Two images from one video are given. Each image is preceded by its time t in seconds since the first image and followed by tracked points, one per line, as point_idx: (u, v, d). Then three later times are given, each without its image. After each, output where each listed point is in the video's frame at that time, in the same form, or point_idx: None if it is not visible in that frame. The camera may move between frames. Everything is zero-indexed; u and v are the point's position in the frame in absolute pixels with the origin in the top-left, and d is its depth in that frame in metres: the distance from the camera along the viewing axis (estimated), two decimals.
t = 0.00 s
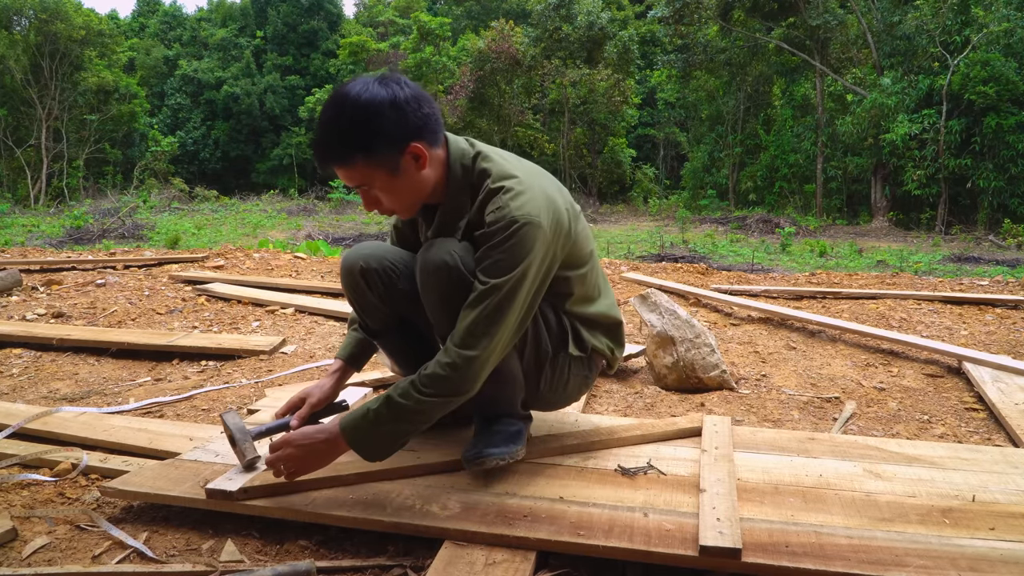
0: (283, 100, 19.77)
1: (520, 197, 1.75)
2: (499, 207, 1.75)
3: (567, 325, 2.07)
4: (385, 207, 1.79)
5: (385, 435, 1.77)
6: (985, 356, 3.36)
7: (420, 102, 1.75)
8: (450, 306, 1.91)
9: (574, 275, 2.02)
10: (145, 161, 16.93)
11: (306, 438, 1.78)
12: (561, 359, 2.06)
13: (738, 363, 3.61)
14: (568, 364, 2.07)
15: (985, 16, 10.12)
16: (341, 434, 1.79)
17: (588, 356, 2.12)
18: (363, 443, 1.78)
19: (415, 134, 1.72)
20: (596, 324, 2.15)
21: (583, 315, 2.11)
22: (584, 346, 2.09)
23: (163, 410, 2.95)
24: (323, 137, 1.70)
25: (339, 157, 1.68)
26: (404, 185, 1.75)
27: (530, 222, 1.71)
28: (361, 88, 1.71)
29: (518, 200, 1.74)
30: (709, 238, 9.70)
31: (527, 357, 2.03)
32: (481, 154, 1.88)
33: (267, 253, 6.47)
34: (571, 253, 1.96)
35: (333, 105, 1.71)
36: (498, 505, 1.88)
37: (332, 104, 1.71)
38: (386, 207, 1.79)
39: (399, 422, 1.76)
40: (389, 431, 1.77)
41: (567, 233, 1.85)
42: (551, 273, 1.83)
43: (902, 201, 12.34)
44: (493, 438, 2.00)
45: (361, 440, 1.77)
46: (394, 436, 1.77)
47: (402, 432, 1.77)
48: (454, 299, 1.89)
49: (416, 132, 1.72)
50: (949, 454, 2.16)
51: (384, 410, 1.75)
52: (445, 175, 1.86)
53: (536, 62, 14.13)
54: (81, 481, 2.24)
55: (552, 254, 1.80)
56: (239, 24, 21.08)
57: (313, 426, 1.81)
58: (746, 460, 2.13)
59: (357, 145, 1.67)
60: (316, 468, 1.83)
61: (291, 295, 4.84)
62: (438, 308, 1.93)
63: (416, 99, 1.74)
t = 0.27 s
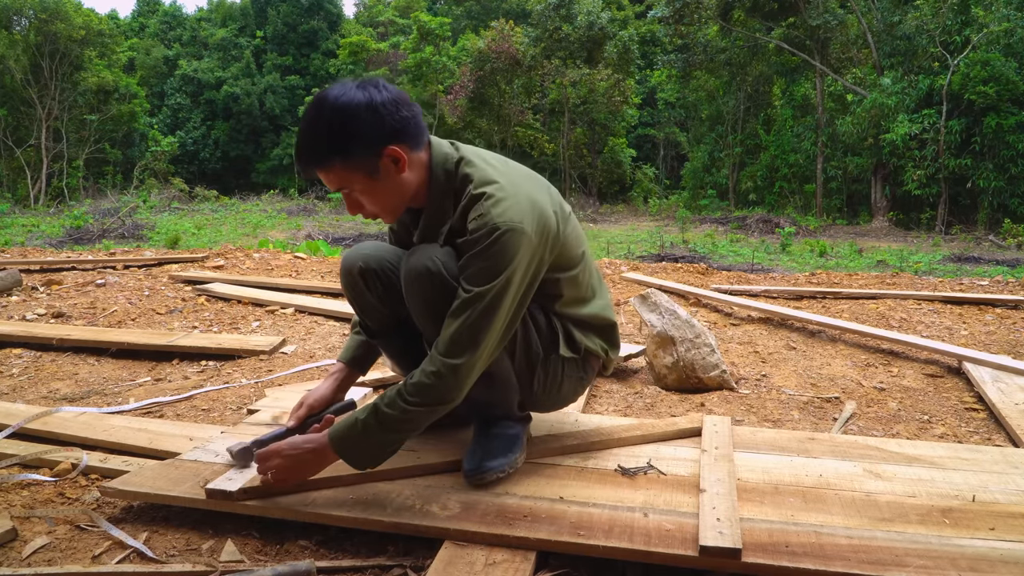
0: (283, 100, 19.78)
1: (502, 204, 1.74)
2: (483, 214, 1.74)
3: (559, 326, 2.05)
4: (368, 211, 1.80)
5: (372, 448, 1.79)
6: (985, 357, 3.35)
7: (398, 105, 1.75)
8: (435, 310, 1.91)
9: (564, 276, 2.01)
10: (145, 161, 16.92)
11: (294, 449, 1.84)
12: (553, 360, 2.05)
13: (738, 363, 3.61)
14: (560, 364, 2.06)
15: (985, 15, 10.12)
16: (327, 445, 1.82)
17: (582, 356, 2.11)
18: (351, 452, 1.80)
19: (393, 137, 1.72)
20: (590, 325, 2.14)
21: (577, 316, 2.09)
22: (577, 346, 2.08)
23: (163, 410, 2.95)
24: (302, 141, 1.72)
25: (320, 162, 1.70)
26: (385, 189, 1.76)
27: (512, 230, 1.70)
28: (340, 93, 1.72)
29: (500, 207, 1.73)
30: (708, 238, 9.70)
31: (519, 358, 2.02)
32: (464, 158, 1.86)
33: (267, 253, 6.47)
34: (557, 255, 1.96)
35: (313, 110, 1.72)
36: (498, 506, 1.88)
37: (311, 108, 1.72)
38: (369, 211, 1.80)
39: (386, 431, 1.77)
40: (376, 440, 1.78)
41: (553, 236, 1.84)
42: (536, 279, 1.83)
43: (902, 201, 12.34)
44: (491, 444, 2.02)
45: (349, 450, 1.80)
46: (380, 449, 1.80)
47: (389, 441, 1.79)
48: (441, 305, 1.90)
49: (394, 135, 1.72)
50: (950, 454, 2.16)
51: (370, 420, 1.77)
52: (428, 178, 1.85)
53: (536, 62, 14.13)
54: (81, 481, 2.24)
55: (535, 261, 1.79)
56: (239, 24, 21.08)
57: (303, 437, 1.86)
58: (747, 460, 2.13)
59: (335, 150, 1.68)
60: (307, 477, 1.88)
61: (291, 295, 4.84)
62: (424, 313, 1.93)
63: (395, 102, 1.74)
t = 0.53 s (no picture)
0: (283, 100, 19.78)
1: (481, 207, 1.72)
2: (463, 218, 1.73)
3: (551, 323, 2.05)
4: (350, 223, 1.81)
5: (369, 456, 1.81)
6: (985, 357, 3.35)
7: (365, 115, 1.75)
8: (425, 314, 1.91)
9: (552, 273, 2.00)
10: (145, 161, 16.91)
11: (291, 457, 1.86)
12: (546, 357, 2.05)
13: (738, 363, 3.61)
14: (553, 361, 2.06)
15: (985, 15, 10.12)
16: (323, 454, 1.85)
17: (575, 352, 2.10)
18: (350, 460, 1.82)
19: (360, 148, 1.71)
20: (583, 319, 2.13)
21: (569, 311, 2.08)
22: (570, 341, 2.08)
23: (163, 411, 2.96)
24: (275, 160, 1.74)
25: (293, 179, 1.72)
26: (362, 199, 1.76)
27: (492, 233, 1.68)
28: (308, 108, 1.73)
29: (479, 210, 1.72)
30: (708, 238, 9.70)
31: (512, 357, 2.02)
32: (441, 164, 1.85)
33: (267, 253, 6.47)
34: (543, 253, 1.94)
35: (283, 128, 1.73)
36: (497, 506, 1.88)
37: (281, 125, 1.73)
38: (351, 223, 1.82)
39: (382, 440, 1.78)
40: (373, 449, 1.80)
41: (537, 235, 1.82)
42: (524, 280, 1.81)
43: (903, 201, 12.33)
44: (490, 446, 2.03)
45: (346, 458, 1.82)
46: (378, 456, 1.81)
47: (386, 448, 1.80)
48: (432, 310, 1.90)
49: (364, 145, 1.72)
50: (950, 454, 2.16)
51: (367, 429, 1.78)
52: (405, 184, 1.84)
53: (536, 62, 14.13)
54: (81, 481, 2.24)
55: (520, 262, 1.77)
56: (239, 24, 21.09)
57: (298, 447, 1.88)
58: (746, 460, 2.13)
59: (307, 165, 1.69)
60: (303, 484, 1.93)
61: (291, 295, 4.84)
62: (413, 317, 1.93)
63: (362, 113, 1.74)
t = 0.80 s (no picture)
0: (283, 100, 19.79)
1: (471, 207, 1.73)
2: (453, 219, 1.73)
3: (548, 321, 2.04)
4: (342, 230, 1.82)
5: (369, 457, 1.81)
6: (985, 357, 3.35)
7: (347, 123, 1.75)
8: (421, 316, 1.91)
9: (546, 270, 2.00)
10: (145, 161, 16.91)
11: (291, 456, 1.86)
12: (544, 355, 2.05)
13: (738, 363, 3.61)
14: (551, 359, 2.06)
15: (985, 15, 10.11)
16: (323, 455, 1.85)
17: (573, 350, 2.09)
18: (351, 463, 1.82)
19: (344, 156, 1.72)
20: (580, 316, 2.12)
21: (565, 308, 2.08)
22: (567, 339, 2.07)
23: (163, 411, 2.96)
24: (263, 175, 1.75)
25: (281, 191, 1.73)
26: (352, 206, 1.77)
27: (483, 233, 1.69)
28: (291, 121, 1.74)
29: (469, 210, 1.72)
30: (708, 238, 9.70)
31: (509, 357, 2.02)
32: (430, 166, 1.85)
33: (267, 253, 6.47)
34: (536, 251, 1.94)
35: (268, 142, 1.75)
36: (497, 506, 1.88)
37: (266, 140, 1.75)
38: (344, 230, 1.82)
39: (383, 441, 1.78)
40: (374, 451, 1.80)
41: (529, 231, 1.81)
42: (518, 278, 1.80)
43: (903, 201, 12.33)
44: (490, 445, 2.03)
45: (347, 460, 1.82)
46: (379, 457, 1.81)
47: (387, 450, 1.80)
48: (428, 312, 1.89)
49: (348, 154, 1.73)
50: (950, 454, 2.16)
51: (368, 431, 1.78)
52: (393, 188, 1.84)
53: (536, 62, 14.13)
54: (81, 481, 2.24)
55: (514, 261, 1.77)
56: (239, 24, 21.10)
57: (298, 447, 1.88)
58: (747, 460, 2.13)
59: (293, 177, 1.71)
60: (304, 484, 1.93)
61: (291, 295, 4.84)
62: (410, 319, 1.92)
63: (344, 121, 1.74)
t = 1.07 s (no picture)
0: (283, 100, 19.81)
1: (471, 207, 1.73)
2: (452, 218, 1.73)
3: (547, 321, 2.04)
4: (341, 230, 1.82)
5: (369, 456, 1.81)
6: (984, 356, 3.35)
7: (343, 125, 1.75)
8: (421, 316, 1.91)
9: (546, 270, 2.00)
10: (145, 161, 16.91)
11: (291, 455, 1.86)
12: (543, 355, 2.05)
13: (738, 363, 3.61)
14: (551, 360, 2.06)
15: (985, 16, 10.12)
16: (323, 454, 1.85)
17: (573, 350, 2.09)
18: (350, 462, 1.82)
19: (341, 158, 1.72)
20: (580, 316, 2.12)
21: (565, 308, 2.07)
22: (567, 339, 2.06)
23: (163, 411, 2.96)
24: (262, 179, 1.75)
25: (279, 194, 1.73)
26: (350, 206, 1.77)
27: (482, 232, 1.69)
28: (287, 124, 1.74)
29: (469, 209, 1.72)
30: (708, 238, 9.71)
31: (509, 357, 2.02)
32: (429, 166, 1.85)
33: (267, 253, 6.47)
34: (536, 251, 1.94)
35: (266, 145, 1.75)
36: (497, 506, 1.88)
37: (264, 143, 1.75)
38: (344, 230, 1.82)
39: (382, 440, 1.78)
40: (374, 450, 1.80)
41: (529, 231, 1.81)
42: (518, 278, 1.80)
43: (902, 201, 12.33)
44: (489, 445, 2.03)
45: (346, 460, 1.82)
46: (378, 456, 1.81)
47: (387, 449, 1.80)
48: (427, 312, 1.89)
49: (346, 156, 1.73)
50: (950, 453, 2.16)
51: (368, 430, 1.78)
52: (393, 189, 1.84)
53: (536, 62, 14.13)
54: (81, 481, 2.24)
55: (513, 261, 1.77)
56: (239, 24, 21.11)
57: (298, 446, 1.89)
58: (747, 460, 2.13)
59: (290, 180, 1.71)
60: (304, 484, 1.93)
61: (291, 295, 4.84)
62: (410, 318, 1.92)
63: (341, 123, 1.74)
